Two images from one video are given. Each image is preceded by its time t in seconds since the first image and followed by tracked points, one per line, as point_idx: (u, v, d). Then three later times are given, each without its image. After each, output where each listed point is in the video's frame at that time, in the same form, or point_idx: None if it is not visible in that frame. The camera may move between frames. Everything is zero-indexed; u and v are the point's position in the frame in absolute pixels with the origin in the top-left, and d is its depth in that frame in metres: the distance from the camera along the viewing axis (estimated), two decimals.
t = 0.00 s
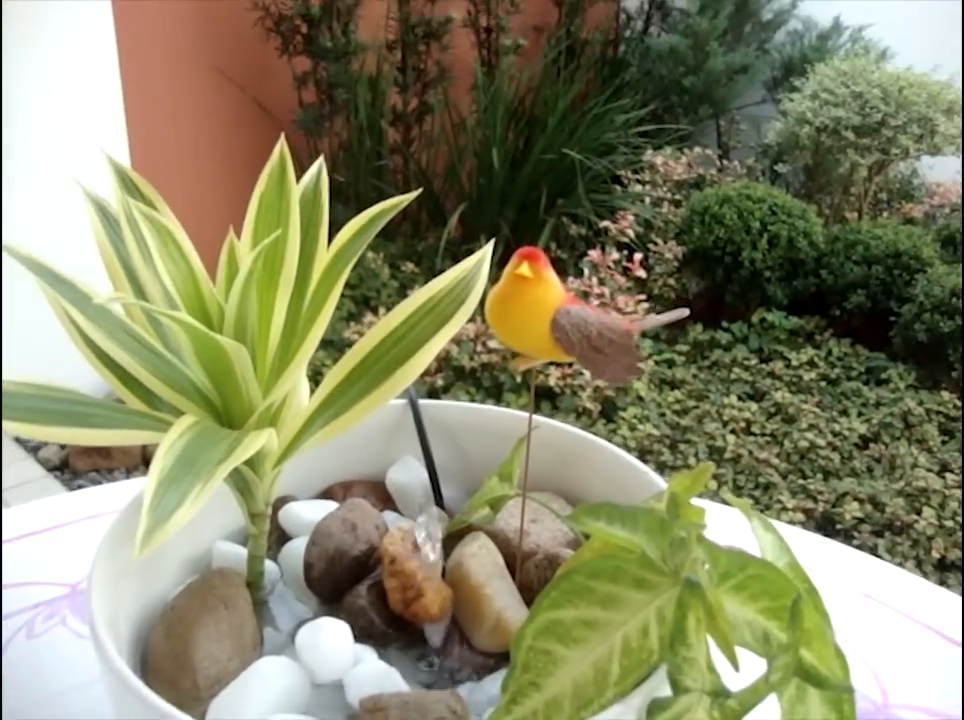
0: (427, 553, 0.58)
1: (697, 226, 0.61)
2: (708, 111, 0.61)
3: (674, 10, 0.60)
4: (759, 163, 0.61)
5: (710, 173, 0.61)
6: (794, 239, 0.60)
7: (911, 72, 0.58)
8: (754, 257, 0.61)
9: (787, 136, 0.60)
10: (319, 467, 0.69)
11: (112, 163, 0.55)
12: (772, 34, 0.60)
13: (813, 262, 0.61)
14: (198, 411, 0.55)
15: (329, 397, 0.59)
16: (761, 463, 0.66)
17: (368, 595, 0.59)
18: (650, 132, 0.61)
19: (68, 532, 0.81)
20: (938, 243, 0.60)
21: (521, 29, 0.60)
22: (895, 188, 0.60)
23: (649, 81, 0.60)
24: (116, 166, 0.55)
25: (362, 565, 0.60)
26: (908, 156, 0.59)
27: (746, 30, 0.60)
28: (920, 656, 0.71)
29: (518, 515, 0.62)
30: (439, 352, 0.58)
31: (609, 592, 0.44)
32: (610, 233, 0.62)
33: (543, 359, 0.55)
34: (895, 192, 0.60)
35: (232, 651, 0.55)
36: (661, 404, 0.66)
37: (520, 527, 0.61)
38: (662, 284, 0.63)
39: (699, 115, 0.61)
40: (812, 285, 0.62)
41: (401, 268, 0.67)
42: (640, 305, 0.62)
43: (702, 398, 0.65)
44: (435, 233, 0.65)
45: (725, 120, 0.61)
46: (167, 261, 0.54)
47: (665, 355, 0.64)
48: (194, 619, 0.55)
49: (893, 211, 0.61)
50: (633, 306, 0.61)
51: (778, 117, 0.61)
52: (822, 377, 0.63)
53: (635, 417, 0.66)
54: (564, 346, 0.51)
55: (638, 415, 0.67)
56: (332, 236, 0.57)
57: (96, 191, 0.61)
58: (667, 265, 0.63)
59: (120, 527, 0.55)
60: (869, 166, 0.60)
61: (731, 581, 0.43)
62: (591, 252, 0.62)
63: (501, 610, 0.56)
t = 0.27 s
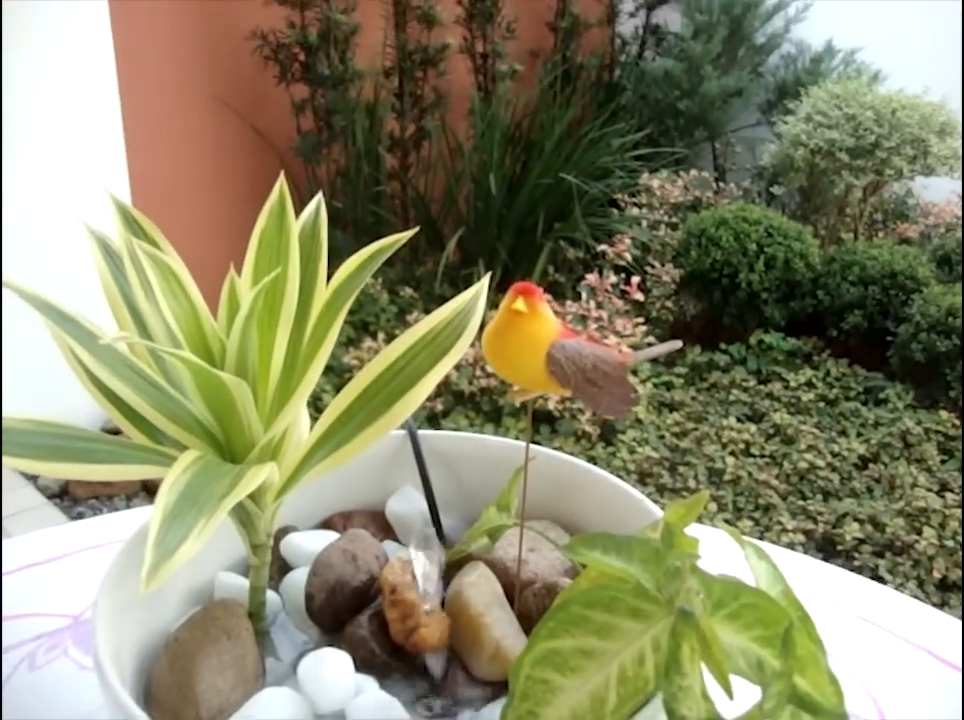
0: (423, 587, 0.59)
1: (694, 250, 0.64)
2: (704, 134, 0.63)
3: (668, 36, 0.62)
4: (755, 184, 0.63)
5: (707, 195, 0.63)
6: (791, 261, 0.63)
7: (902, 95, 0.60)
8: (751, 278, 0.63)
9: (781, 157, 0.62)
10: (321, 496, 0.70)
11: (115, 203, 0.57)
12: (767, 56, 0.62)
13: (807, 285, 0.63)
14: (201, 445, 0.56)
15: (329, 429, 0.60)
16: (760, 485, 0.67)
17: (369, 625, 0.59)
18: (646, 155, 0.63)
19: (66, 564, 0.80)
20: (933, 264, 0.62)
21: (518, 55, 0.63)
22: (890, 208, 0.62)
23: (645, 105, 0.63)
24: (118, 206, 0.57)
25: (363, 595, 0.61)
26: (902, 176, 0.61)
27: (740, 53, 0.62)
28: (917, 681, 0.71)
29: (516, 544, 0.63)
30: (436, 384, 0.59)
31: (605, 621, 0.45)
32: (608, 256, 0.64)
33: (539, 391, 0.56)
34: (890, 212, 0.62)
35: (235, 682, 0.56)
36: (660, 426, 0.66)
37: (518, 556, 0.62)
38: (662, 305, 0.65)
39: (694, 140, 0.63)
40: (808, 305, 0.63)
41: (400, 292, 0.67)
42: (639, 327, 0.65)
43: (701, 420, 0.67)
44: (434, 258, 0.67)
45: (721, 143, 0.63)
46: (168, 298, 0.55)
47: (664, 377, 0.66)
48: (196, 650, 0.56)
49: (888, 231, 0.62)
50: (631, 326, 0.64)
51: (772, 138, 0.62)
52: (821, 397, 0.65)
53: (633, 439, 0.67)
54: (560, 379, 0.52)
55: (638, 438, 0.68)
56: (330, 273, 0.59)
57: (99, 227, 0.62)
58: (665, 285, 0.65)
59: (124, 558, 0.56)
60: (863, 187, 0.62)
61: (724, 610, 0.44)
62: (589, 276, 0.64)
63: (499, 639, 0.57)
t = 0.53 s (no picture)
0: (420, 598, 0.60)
1: (688, 263, 0.72)
2: (697, 148, 0.71)
3: (662, 50, 0.70)
4: (748, 199, 0.72)
5: (699, 208, 0.73)
6: (783, 274, 0.69)
7: (893, 110, 0.65)
8: (744, 291, 0.69)
9: (774, 171, 0.69)
10: (319, 508, 0.71)
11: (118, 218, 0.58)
12: (759, 71, 0.70)
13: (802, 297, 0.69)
14: (202, 456, 0.57)
15: (327, 441, 0.61)
16: (755, 499, 0.79)
17: (366, 633, 0.60)
18: (640, 170, 0.71)
19: (65, 574, 0.83)
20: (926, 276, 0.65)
21: (512, 68, 0.71)
22: (881, 220, 0.67)
23: (638, 120, 0.71)
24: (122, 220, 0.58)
25: (361, 604, 0.62)
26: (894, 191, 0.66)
27: (732, 68, 0.71)
28: (915, 691, 0.67)
29: (510, 555, 0.64)
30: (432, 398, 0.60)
31: (599, 627, 0.46)
32: (602, 270, 0.73)
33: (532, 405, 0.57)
34: (882, 226, 0.67)
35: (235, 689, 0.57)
36: (655, 438, 0.75)
37: (513, 566, 0.63)
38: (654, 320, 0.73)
39: (688, 152, 0.72)
40: (801, 319, 0.70)
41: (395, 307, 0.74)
42: (632, 341, 0.69)
43: (694, 433, 0.77)
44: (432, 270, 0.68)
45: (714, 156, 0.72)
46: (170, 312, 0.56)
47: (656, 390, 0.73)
48: (197, 657, 0.57)
49: (880, 245, 0.67)
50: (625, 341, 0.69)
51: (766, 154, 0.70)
52: (814, 411, 0.74)
53: (628, 451, 0.74)
54: (556, 389, 0.53)
55: (632, 451, 0.74)
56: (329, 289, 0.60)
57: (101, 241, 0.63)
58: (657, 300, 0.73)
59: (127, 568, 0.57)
60: (856, 201, 0.68)
61: (715, 616, 0.45)
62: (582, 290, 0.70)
63: (495, 646, 0.58)
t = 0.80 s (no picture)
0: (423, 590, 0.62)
1: (683, 263, 0.72)
2: (692, 149, 0.70)
3: (658, 51, 0.68)
4: (743, 199, 0.70)
5: (695, 208, 0.71)
6: (777, 274, 0.69)
7: (886, 111, 0.63)
8: (739, 291, 0.70)
9: (769, 172, 0.68)
10: (321, 502, 0.73)
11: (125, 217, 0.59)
12: (753, 72, 0.68)
13: (797, 296, 0.70)
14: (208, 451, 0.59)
15: (329, 437, 0.62)
16: (748, 496, 0.75)
17: (369, 624, 0.61)
18: (636, 169, 0.70)
19: (69, 569, 0.83)
20: (919, 277, 0.65)
21: (507, 69, 0.70)
22: (876, 221, 0.66)
23: (634, 120, 0.70)
24: (129, 219, 0.59)
25: (363, 596, 0.64)
26: (888, 191, 0.65)
27: (727, 68, 0.68)
28: (918, 690, 0.72)
29: (509, 546, 0.65)
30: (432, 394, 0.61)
31: (596, 615, 0.47)
32: (597, 269, 0.73)
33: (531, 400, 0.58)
34: (876, 227, 0.67)
35: (240, 678, 0.58)
36: (650, 437, 0.76)
37: (511, 557, 0.64)
38: (650, 320, 0.73)
39: (682, 154, 0.70)
40: (795, 317, 0.70)
41: (390, 306, 0.77)
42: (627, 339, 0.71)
43: (689, 432, 0.76)
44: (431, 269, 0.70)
45: (709, 157, 0.70)
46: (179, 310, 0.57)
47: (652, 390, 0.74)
48: (204, 647, 0.58)
49: (874, 245, 0.67)
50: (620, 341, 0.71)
51: (760, 154, 0.68)
52: (809, 409, 0.72)
53: (624, 449, 0.76)
54: (553, 385, 0.54)
55: (627, 449, 0.76)
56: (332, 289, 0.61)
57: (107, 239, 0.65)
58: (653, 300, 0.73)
59: (136, 560, 0.58)
60: (849, 201, 0.66)
61: (708, 603, 0.46)
62: (579, 289, 0.72)
63: (495, 636, 0.59)
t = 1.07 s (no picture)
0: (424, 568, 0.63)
1: (678, 261, 0.72)
2: (686, 147, 0.71)
3: (651, 49, 0.70)
4: (737, 197, 0.71)
5: (690, 206, 0.72)
6: (772, 271, 0.70)
7: (880, 109, 0.67)
8: (733, 288, 0.71)
9: (762, 170, 0.70)
10: (322, 494, 0.75)
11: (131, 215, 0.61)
12: (747, 71, 0.69)
13: (791, 293, 0.71)
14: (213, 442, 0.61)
15: (329, 429, 0.64)
16: (743, 492, 0.75)
17: (369, 609, 0.64)
18: (630, 168, 0.72)
19: (76, 563, 0.82)
20: (912, 273, 0.69)
21: (502, 69, 0.72)
22: (870, 218, 0.69)
23: (628, 119, 0.71)
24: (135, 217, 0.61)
25: (364, 582, 0.66)
26: (881, 188, 0.68)
27: (721, 67, 0.69)
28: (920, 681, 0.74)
29: (504, 535, 0.67)
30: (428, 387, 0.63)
31: (588, 595, 0.49)
32: (592, 268, 0.74)
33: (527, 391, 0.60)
34: (869, 223, 0.69)
35: (245, 662, 0.60)
36: (645, 433, 0.77)
37: (507, 546, 0.66)
38: (645, 318, 0.74)
39: (676, 153, 0.71)
40: (790, 315, 0.71)
41: (387, 304, 0.79)
42: (622, 337, 0.73)
43: (685, 429, 0.76)
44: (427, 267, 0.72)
45: (703, 156, 0.71)
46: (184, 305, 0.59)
47: (646, 387, 0.76)
48: (210, 632, 0.60)
49: (868, 242, 0.69)
50: (616, 337, 0.73)
51: (754, 152, 0.70)
52: (803, 406, 0.73)
53: (620, 447, 0.78)
54: (546, 376, 0.56)
55: (623, 447, 0.77)
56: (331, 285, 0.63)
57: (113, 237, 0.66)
58: (648, 298, 0.74)
59: (144, 548, 0.60)
60: (843, 198, 0.69)
61: (696, 583, 0.49)
62: (574, 287, 0.74)
63: (492, 618, 0.61)
